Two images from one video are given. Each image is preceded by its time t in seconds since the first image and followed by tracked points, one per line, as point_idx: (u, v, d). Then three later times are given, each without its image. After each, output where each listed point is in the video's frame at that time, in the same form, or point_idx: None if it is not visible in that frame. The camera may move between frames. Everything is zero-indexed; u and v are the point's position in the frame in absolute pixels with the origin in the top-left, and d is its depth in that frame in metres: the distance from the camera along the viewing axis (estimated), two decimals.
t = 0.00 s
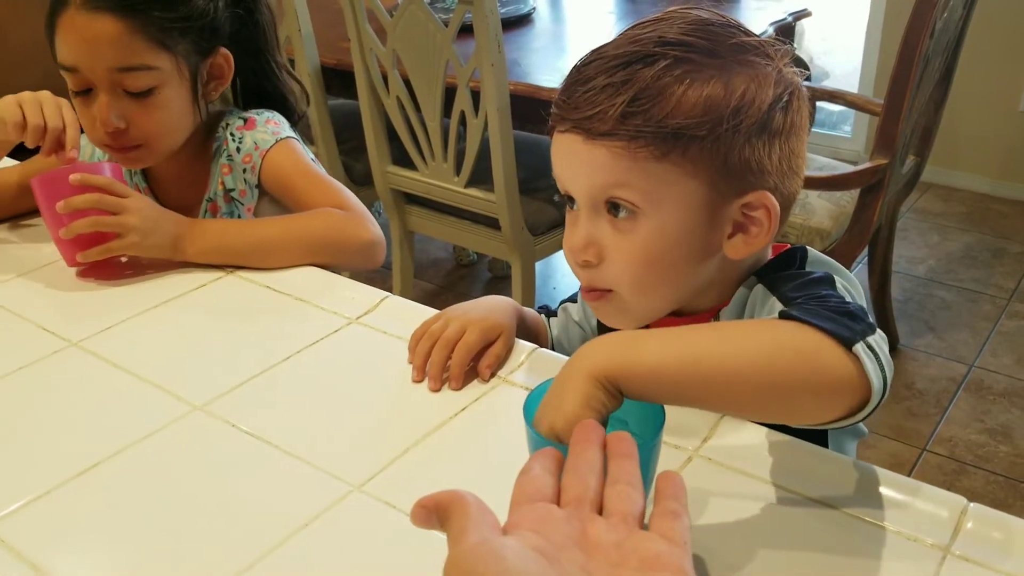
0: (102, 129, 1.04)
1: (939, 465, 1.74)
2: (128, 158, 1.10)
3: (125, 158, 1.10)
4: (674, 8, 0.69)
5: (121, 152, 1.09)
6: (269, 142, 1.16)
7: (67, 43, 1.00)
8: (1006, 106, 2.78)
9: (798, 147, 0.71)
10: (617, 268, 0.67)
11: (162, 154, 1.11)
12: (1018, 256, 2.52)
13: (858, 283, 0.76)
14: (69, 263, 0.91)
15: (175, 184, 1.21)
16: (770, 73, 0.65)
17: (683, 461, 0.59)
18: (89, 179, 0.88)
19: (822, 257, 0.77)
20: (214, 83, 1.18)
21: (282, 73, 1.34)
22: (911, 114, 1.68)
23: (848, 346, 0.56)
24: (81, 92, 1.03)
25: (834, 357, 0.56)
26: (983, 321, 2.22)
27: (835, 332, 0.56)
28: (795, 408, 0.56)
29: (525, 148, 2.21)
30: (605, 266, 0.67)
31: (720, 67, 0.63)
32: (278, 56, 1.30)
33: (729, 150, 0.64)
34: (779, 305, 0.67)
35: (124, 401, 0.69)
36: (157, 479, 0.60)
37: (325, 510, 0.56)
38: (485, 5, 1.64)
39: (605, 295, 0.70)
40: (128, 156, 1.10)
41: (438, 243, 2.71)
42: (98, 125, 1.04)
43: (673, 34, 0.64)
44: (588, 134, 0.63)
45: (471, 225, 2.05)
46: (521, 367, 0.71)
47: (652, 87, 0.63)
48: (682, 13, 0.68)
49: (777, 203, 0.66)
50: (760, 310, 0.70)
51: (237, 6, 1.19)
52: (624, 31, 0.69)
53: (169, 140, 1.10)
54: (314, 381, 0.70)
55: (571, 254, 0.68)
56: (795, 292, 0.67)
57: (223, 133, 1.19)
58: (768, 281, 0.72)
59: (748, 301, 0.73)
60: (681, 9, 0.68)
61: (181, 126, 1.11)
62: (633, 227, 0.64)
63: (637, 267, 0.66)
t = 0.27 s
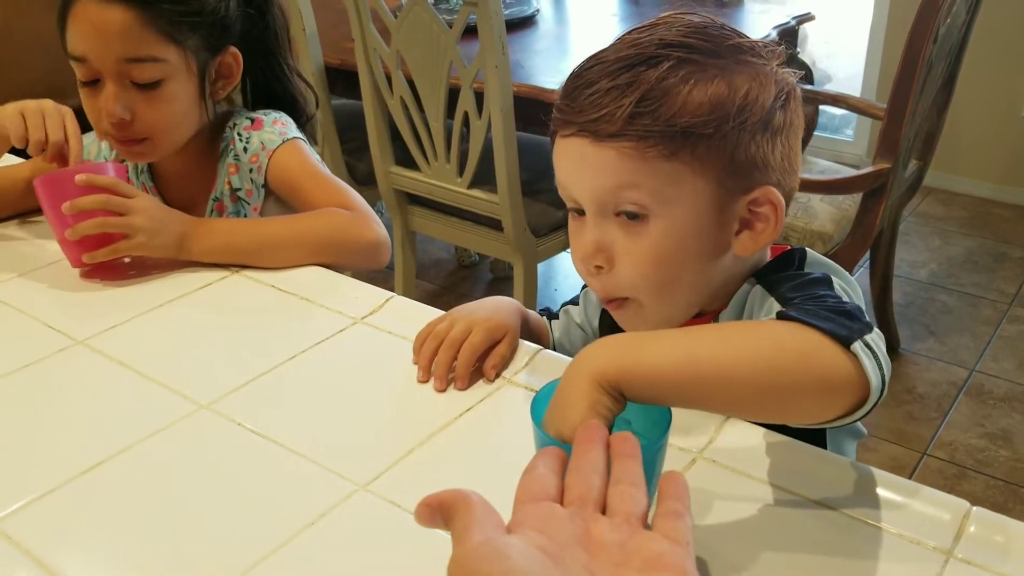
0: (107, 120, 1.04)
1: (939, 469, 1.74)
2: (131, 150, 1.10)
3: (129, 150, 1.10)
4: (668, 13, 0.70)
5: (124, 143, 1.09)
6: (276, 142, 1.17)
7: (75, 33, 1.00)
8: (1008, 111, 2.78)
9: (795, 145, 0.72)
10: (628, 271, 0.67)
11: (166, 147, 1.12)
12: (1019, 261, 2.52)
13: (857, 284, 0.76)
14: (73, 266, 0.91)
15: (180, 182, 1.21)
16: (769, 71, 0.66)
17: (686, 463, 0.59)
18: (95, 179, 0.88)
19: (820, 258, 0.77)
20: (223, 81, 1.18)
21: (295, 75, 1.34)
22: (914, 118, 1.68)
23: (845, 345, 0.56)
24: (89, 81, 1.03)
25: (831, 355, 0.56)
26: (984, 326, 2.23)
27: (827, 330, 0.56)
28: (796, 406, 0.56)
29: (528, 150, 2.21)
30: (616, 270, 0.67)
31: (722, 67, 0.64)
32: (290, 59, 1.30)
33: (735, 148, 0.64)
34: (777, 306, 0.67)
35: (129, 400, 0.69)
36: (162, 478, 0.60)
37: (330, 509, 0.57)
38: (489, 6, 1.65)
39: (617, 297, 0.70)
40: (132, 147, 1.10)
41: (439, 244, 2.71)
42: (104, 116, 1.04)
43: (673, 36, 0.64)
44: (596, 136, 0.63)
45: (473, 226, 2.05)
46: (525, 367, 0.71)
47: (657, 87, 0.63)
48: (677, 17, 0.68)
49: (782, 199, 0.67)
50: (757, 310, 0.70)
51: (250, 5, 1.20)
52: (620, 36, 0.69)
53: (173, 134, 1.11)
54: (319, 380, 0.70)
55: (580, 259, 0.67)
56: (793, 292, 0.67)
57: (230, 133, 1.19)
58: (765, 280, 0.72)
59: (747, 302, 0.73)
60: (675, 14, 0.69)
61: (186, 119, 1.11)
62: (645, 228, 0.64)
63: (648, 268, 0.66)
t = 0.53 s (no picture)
0: (122, 113, 1.03)
1: (939, 474, 1.74)
2: (142, 146, 1.10)
3: (140, 145, 1.09)
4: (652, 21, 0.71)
5: (136, 139, 1.08)
6: (281, 143, 1.17)
7: (85, 26, 1.00)
8: (1009, 117, 2.78)
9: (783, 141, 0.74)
10: (646, 275, 0.66)
11: (177, 143, 1.11)
12: (1020, 265, 2.53)
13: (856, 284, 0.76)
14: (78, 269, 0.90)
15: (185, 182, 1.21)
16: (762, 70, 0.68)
17: (690, 466, 0.59)
18: (99, 177, 0.88)
19: (819, 256, 0.78)
20: (230, 77, 1.19)
21: (296, 74, 1.34)
22: (916, 123, 1.69)
23: (860, 328, 0.56)
24: (102, 75, 1.03)
25: (835, 337, 0.56)
26: (985, 330, 2.23)
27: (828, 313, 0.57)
28: (813, 395, 0.56)
29: (529, 152, 2.21)
30: (636, 274, 0.66)
31: (723, 67, 0.65)
32: (292, 58, 1.31)
33: (741, 144, 0.65)
34: (779, 300, 0.67)
35: (133, 400, 0.69)
36: (166, 479, 0.60)
37: (335, 511, 0.57)
38: (491, 9, 1.65)
39: (634, 304, 0.70)
40: (143, 143, 1.09)
41: (440, 246, 2.72)
42: (118, 109, 1.03)
43: (670, 40, 0.65)
44: (610, 143, 0.62)
45: (474, 228, 2.06)
46: (530, 369, 0.71)
47: (666, 90, 0.63)
48: (664, 24, 0.69)
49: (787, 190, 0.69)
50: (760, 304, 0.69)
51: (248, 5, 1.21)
52: (608, 44, 0.69)
53: (184, 129, 1.10)
54: (324, 381, 0.70)
55: (596, 269, 0.66)
56: (795, 286, 0.67)
57: (236, 133, 1.19)
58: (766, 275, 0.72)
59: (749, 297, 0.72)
60: (660, 21, 0.70)
61: (198, 112, 1.11)
62: (664, 230, 0.64)
63: (666, 271, 0.66)
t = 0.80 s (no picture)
0: (159, 102, 1.03)
1: (939, 475, 1.74)
2: (175, 139, 1.09)
3: (172, 138, 1.08)
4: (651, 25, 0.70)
5: (170, 131, 1.08)
6: (286, 144, 1.17)
7: (120, 18, 1.00)
8: (1010, 118, 2.78)
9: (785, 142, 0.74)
10: (657, 281, 0.66)
11: (209, 134, 1.11)
12: (1020, 267, 2.53)
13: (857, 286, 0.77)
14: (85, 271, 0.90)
15: (192, 181, 1.21)
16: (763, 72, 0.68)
17: (695, 470, 0.59)
18: (102, 178, 0.88)
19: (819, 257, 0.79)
20: (245, 74, 1.19)
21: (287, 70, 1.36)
22: (917, 125, 1.69)
23: (878, 333, 0.56)
24: (136, 65, 1.03)
25: (853, 338, 0.56)
26: (985, 332, 2.23)
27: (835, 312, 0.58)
28: (833, 397, 0.56)
29: (530, 152, 2.21)
30: (646, 281, 0.66)
31: (727, 70, 0.65)
32: (284, 54, 1.33)
33: (746, 147, 0.66)
34: (787, 302, 0.67)
35: (138, 402, 0.69)
36: (173, 480, 0.61)
37: (340, 514, 0.57)
38: (494, 9, 1.64)
39: (643, 310, 0.70)
40: (177, 135, 1.08)
41: (441, 245, 2.72)
42: (156, 98, 1.03)
43: (672, 45, 0.65)
44: (618, 151, 0.62)
45: (475, 227, 2.06)
46: (534, 372, 0.71)
47: (671, 96, 0.63)
48: (662, 28, 0.69)
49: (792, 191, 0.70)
50: (766, 306, 0.70)
51: None
52: (608, 48, 0.69)
53: (217, 119, 1.10)
54: (328, 383, 0.70)
55: (608, 276, 0.66)
56: (802, 289, 0.67)
57: (242, 133, 1.20)
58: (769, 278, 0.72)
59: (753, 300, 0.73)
60: (658, 26, 0.69)
61: (228, 103, 1.12)
62: (673, 236, 0.64)
63: (677, 276, 0.66)
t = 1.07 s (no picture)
0: (177, 105, 1.03)
1: (939, 480, 1.75)
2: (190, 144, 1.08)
3: (187, 141, 1.08)
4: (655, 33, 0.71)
5: (185, 135, 1.07)
6: (292, 150, 1.18)
7: (137, 21, 1.01)
8: (1011, 122, 2.79)
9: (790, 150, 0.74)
10: (666, 292, 0.66)
11: (223, 138, 1.11)
12: (1020, 271, 2.53)
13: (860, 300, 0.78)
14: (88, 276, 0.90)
15: (198, 183, 1.21)
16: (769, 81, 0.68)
17: (699, 480, 0.59)
18: (106, 185, 0.87)
19: (827, 271, 0.79)
20: (254, 80, 1.20)
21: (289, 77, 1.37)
22: (918, 130, 1.69)
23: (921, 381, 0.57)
24: (152, 67, 1.03)
25: (900, 383, 0.56)
26: (985, 336, 2.23)
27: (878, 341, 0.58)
28: (865, 426, 0.57)
29: (532, 155, 2.22)
30: (655, 292, 0.66)
31: (734, 79, 0.65)
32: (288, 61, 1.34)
33: (754, 156, 0.66)
34: (807, 319, 0.67)
35: (143, 408, 0.69)
36: (179, 486, 0.61)
37: (344, 522, 0.57)
38: (496, 12, 1.65)
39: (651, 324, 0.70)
40: (192, 139, 1.08)
41: (442, 247, 2.72)
42: (173, 101, 1.03)
43: (678, 55, 0.65)
44: (626, 161, 0.63)
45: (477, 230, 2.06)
46: (538, 380, 0.71)
47: (679, 106, 0.63)
48: (667, 37, 0.69)
49: (798, 200, 0.70)
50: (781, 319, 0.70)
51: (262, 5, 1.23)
52: (613, 57, 0.69)
53: (231, 123, 1.10)
54: (333, 390, 0.70)
55: (617, 287, 0.66)
56: (823, 307, 0.67)
57: (247, 139, 1.20)
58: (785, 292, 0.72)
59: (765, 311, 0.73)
60: (663, 34, 0.70)
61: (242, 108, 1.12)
62: (682, 246, 0.65)
63: (687, 287, 0.66)
